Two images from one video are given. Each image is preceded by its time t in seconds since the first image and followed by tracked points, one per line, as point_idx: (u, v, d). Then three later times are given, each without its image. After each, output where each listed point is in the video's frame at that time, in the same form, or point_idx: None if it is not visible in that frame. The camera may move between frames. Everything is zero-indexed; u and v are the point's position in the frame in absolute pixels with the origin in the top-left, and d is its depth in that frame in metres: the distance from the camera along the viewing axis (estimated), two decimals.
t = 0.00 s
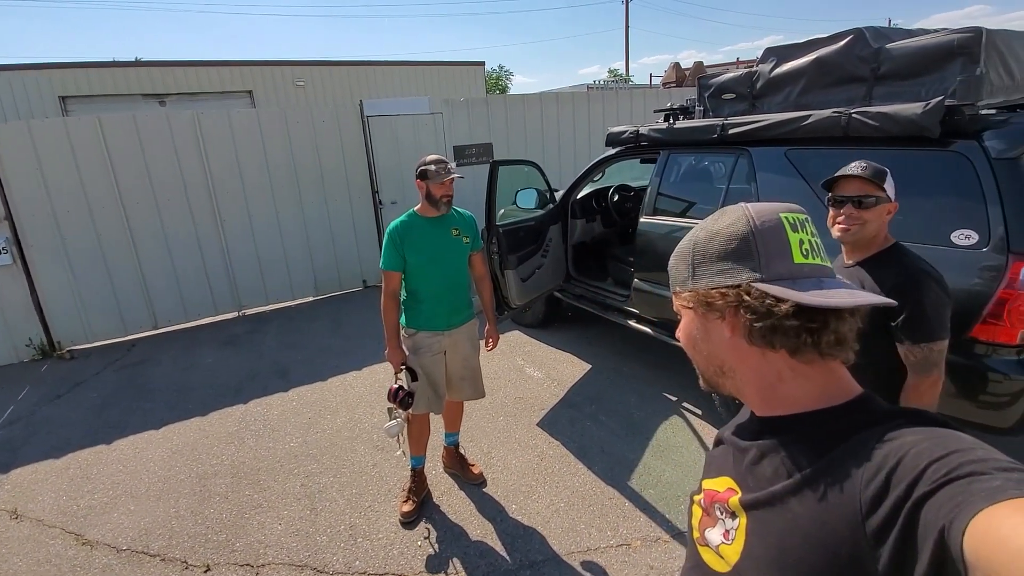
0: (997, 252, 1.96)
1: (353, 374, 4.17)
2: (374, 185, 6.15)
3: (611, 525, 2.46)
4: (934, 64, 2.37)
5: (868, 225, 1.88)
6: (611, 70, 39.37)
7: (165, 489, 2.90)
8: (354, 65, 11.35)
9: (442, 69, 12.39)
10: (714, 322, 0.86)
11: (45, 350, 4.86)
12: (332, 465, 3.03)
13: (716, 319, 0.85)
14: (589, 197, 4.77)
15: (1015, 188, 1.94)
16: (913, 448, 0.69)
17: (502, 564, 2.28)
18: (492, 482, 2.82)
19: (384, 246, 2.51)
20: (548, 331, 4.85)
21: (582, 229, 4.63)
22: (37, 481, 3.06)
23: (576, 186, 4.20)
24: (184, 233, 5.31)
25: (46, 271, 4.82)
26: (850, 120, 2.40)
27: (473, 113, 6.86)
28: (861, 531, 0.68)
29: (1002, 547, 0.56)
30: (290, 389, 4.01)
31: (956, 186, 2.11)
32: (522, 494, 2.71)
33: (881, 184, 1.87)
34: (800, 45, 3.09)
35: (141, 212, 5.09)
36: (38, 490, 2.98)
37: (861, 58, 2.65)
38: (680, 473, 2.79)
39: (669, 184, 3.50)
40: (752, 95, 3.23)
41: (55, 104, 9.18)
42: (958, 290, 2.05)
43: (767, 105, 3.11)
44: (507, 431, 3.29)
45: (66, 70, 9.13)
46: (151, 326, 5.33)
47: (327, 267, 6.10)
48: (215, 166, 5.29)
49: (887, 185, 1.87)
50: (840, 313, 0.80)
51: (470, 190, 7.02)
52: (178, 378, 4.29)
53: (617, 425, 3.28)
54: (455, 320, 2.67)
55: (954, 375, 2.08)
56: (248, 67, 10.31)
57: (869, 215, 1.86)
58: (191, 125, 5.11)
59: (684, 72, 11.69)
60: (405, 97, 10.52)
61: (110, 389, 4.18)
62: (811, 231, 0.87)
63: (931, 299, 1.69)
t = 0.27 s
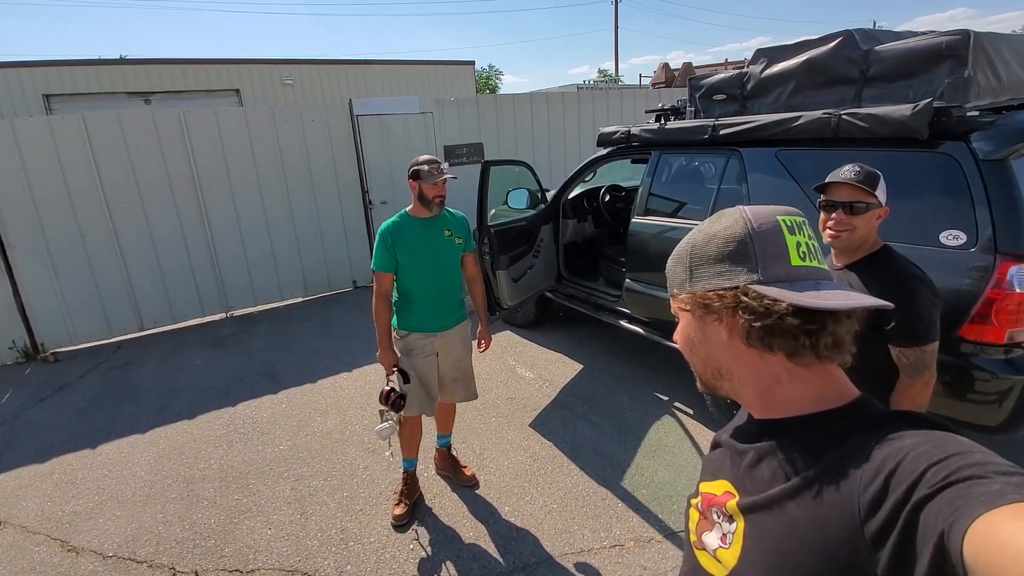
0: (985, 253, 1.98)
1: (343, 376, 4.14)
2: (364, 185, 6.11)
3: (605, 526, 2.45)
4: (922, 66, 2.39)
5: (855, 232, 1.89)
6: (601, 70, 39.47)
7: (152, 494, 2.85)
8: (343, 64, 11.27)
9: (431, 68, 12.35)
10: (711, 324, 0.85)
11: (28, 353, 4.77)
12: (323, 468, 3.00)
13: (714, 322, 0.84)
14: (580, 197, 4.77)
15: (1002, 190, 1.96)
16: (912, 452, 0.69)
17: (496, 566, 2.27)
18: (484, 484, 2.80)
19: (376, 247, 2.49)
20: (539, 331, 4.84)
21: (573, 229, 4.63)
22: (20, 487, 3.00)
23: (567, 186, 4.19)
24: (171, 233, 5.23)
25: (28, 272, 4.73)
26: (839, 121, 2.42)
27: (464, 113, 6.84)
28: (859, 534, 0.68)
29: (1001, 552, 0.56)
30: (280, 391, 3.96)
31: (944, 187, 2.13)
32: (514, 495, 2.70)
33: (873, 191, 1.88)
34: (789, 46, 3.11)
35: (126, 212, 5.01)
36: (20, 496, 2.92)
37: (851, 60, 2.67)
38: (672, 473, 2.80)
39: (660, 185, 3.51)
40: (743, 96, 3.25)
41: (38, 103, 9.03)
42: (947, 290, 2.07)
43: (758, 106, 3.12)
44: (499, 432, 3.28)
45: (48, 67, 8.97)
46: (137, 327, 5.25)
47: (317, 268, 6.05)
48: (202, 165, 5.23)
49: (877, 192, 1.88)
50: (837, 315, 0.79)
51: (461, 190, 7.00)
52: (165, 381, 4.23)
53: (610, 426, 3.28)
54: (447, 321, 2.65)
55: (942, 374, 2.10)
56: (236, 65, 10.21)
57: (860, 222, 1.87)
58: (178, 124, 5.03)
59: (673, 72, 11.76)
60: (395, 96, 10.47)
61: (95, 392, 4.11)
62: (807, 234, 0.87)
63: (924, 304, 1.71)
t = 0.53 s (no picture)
0: (970, 252, 2.00)
1: (332, 376, 4.10)
2: (353, 183, 6.06)
3: (596, 525, 2.46)
4: (909, 67, 2.41)
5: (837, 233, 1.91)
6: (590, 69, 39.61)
7: (137, 498, 2.81)
8: (331, 61, 11.18)
9: (420, 66, 12.30)
10: (708, 323, 0.84)
11: (9, 354, 4.68)
12: (312, 469, 2.97)
13: (711, 320, 0.83)
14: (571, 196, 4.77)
15: (987, 190, 1.99)
16: (904, 452, 0.69)
17: (487, 566, 2.26)
18: (475, 484, 2.79)
19: (366, 245, 2.47)
20: (530, 330, 4.84)
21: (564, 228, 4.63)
22: (1, 492, 2.93)
23: (558, 185, 4.19)
24: (156, 232, 5.15)
25: (8, 271, 4.63)
26: (828, 121, 2.43)
27: (453, 111, 6.81)
28: (853, 534, 0.68)
29: (994, 553, 0.56)
30: (268, 392, 3.92)
31: (930, 187, 2.15)
32: (506, 495, 2.70)
33: (852, 192, 1.88)
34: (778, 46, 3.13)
35: (110, 211, 4.93)
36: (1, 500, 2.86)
37: (839, 60, 2.69)
38: (663, 471, 2.81)
39: (650, 184, 3.51)
40: (732, 95, 3.26)
41: (18, 98, 8.86)
42: (933, 289, 2.10)
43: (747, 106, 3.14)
44: (490, 432, 3.27)
45: (28, 62, 8.80)
46: (122, 328, 5.17)
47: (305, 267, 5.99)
48: (188, 163, 5.15)
49: (856, 190, 1.87)
50: (834, 314, 0.80)
51: (450, 188, 6.97)
52: (150, 382, 4.16)
53: (600, 424, 3.28)
54: (438, 320, 2.64)
55: (928, 372, 2.13)
56: (221, 61, 10.07)
57: (839, 224, 1.89)
58: (163, 121, 4.96)
59: (662, 72, 11.83)
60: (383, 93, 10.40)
61: (78, 394, 4.04)
62: (803, 233, 0.87)
63: (901, 301, 1.72)
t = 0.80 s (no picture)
0: (957, 251, 2.03)
1: (326, 377, 4.09)
2: (346, 183, 6.04)
3: (589, 524, 2.47)
4: (897, 68, 2.44)
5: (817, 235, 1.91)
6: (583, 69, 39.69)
7: (128, 500, 2.79)
8: (324, 60, 11.14)
9: (414, 65, 12.28)
10: (696, 320, 0.85)
11: None
12: (305, 470, 2.96)
13: (699, 317, 0.84)
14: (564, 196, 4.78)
15: (973, 190, 2.01)
16: (886, 449, 0.70)
17: (480, 566, 2.27)
18: (469, 484, 2.80)
19: (358, 246, 2.47)
20: (523, 330, 4.85)
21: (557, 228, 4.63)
22: None
23: (551, 185, 4.20)
24: (147, 233, 5.12)
25: None
26: (817, 121, 2.45)
27: (447, 111, 6.80)
28: (835, 530, 0.69)
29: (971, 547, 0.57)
30: (261, 393, 3.91)
31: (918, 187, 2.18)
32: (499, 495, 2.70)
33: (818, 196, 1.87)
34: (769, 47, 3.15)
35: (100, 212, 4.89)
36: None
37: (828, 61, 2.71)
38: (656, 469, 2.82)
39: (642, 184, 3.53)
40: (724, 96, 3.28)
41: (7, 96, 8.78)
42: (920, 287, 2.12)
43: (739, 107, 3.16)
44: (484, 432, 3.28)
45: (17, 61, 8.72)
46: (112, 329, 5.13)
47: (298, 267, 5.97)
48: (179, 163, 5.12)
49: (821, 195, 1.86)
50: (820, 314, 0.81)
51: (444, 188, 6.97)
52: (141, 383, 4.14)
53: (594, 424, 3.29)
54: (431, 320, 2.64)
55: (916, 370, 2.15)
56: (213, 60, 10.00)
57: (806, 228, 1.91)
58: (153, 121, 4.93)
59: (655, 72, 11.88)
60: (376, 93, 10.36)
61: (68, 396, 4.00)
62: (791, 233, 0.88)
63: (878, 301, 1.70)
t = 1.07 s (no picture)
0: (946, 251, 2.05)
1: (320, 378, 4.08)
2: (341, 184, 6.03)
3: (584, 524, 2.47)
4: (888, 69, 2.46)
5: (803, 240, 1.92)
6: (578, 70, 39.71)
7: (121, 503, 2.77)
8: (319, 61, 11.11)
9: (409, 65, 12.27)
10: (684, 319, 0.86)
11: None
12: (300, 471, 2.96)
13: (687, 316, 0.85)
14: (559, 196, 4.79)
15: (962, 190, 2.03)
16: (871, 445, 0.70)
17: (475, 566, 2.27)
18: (464, 485, 2.80)
19: (352, 246, 2.46)
20: (519, 330, 4.85)
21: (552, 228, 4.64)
22: None
23: (545, 185, 4.20)
24: (140, 234, 5.10)
25: None
26: (809, 122, 2.47)
27: (441, 111, 6.80)
28: (823, 526, 0.69)
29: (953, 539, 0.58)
30: (255, 394, 3.89)
31: (908, 187, 2.20)
32: (494, 495, 2.70)
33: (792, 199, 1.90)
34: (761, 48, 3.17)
35: (93, 213, 4.86)
36: None
37: (820, 63, 2.73)
38: (650, 469, 2.83)
39: (636, 184, 3.54)
40: (717, 97, 3.29)
41: None
42: (910, 287, 2.14)
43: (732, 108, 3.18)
44: (479, 432, 3.28)
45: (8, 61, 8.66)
46: (105, 331, 5.10)
47: (292, 268, 5.95)
48: (172, 164, 5.10)
49: (792, 198, 1.89)
50: (806, 313, 0.82)
51: (439, 189, 6.97)
52: (134, 385, 4.12)
53: (589, 424, 3.30)
54: (426, 321, 2.64)
55: (906, 368, 2.17)
56: (207, 60, 9.96)
57: (785, 230, 1.94)
58: (146, 121, 4.90)
59: (651, 72, 11.93)
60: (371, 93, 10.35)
61: (61, 398, 3.98)
62: (778, 235, 0.89)
63: (864, 303, 1.73)
